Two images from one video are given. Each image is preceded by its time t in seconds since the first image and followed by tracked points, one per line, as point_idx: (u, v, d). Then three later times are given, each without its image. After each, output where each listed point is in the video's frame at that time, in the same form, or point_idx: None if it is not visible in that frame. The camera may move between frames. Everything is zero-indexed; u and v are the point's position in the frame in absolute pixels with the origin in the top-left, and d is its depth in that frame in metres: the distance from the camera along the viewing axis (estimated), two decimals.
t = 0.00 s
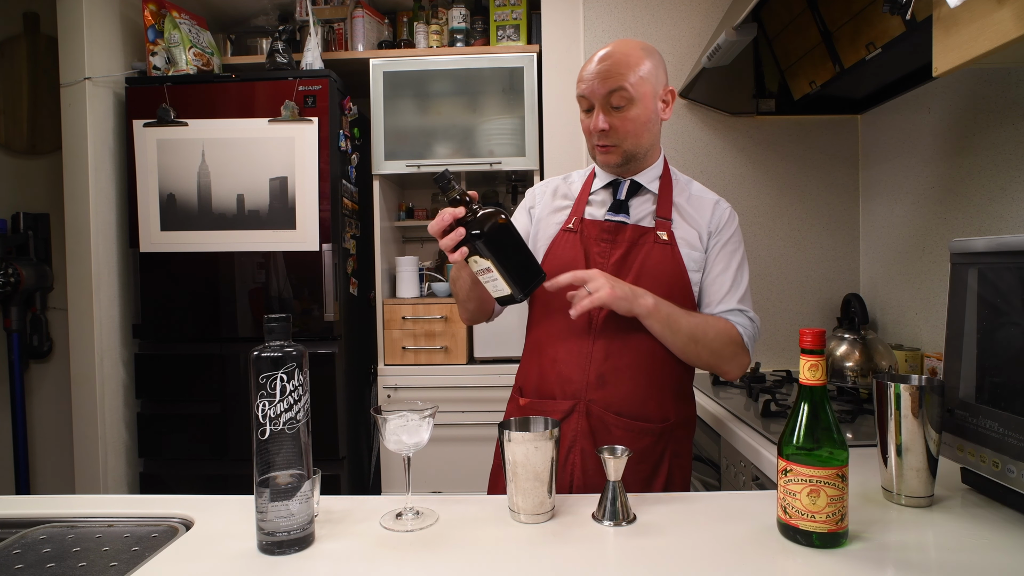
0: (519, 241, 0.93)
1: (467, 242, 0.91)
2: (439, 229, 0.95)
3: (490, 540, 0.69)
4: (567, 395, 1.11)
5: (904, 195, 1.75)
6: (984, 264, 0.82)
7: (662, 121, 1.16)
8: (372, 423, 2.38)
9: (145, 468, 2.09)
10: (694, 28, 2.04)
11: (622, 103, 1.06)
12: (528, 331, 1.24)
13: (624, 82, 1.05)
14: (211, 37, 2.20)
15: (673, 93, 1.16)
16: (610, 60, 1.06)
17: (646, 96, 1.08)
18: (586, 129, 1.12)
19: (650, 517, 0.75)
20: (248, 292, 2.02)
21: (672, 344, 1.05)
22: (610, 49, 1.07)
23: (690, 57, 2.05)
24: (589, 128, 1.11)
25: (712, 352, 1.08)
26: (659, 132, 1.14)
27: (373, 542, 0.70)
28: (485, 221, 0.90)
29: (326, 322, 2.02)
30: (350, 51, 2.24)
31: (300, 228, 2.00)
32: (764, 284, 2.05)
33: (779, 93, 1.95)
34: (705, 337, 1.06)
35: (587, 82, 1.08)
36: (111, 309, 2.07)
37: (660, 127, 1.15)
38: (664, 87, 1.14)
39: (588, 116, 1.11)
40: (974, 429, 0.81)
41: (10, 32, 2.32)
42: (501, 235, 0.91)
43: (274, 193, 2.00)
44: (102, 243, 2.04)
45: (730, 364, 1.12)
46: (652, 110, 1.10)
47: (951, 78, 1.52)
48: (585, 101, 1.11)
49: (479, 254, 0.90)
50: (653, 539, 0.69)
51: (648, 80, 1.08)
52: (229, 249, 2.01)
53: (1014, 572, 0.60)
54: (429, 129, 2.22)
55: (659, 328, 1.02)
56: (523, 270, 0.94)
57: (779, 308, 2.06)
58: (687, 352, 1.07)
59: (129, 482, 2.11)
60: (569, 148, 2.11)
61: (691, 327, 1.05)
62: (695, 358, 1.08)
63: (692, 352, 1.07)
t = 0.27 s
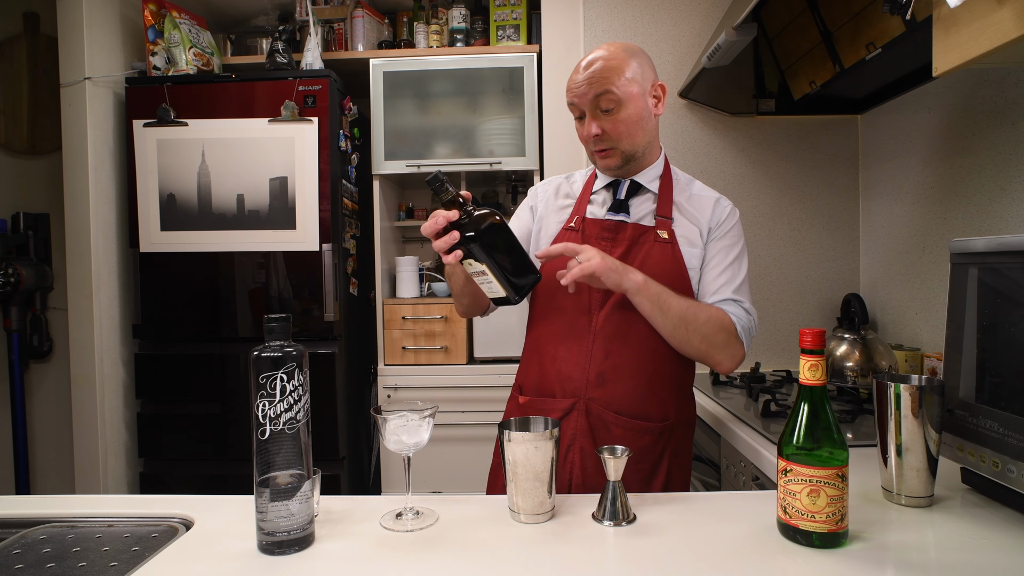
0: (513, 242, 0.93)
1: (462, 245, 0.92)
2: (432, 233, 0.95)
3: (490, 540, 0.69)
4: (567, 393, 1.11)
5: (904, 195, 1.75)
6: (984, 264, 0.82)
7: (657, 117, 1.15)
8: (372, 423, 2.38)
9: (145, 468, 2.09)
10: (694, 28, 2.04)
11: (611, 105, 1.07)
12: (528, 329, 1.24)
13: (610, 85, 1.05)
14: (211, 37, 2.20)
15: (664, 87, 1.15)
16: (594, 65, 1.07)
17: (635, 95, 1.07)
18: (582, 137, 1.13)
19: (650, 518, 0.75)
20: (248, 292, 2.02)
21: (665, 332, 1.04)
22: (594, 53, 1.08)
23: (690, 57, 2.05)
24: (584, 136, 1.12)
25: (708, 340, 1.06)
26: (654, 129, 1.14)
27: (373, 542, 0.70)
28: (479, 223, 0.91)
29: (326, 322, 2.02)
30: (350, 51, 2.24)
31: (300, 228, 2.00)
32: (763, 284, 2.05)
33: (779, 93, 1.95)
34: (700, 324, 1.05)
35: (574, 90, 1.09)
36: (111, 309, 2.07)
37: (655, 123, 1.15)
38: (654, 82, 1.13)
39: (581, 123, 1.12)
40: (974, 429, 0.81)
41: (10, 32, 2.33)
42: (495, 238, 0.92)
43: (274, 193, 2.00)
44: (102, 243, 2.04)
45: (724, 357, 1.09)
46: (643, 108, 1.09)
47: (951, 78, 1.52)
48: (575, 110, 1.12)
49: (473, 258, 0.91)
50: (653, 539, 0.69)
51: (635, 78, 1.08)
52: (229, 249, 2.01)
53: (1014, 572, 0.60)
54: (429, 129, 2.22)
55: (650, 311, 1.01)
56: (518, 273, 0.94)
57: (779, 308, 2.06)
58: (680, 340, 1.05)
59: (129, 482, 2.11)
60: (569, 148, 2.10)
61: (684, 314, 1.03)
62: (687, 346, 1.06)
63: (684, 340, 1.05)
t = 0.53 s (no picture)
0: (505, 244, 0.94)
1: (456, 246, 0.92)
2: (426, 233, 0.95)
3: (490, 540, 0.69)
4: (567, 392, 1.11)
5: (904, 195, 1.75)
6: (984, 264, 0.82)
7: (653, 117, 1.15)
8: (372, 423, 2.38)
9: (145, 468, 2.09)
10: (694, 28, 2.04)
11: (607, 107, 1.06)
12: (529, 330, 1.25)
13: (606, 87, 1.05)
14: (211, 37, 2.21)
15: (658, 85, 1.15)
16: (589, 68, 1.07)
17: (630, 95, 1.07)
18: (580, 140, 1.13)
19: (650, 518, 0.75)
20: (248, 292, 2.02)
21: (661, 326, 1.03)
22: (588, 55, 1.08)
23: (690, 58, 2.05)
24: (581, 139, 1.12)
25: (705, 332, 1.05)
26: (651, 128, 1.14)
27: (373, 542, 0.70)
28: (473, 224, 0.91)
29: (326, 322, 2.02)
30: (350, 51, 2.24)
31: (300, 228, 2.00)
32: (764, 284, 2.05)
33: (779, 93, 1.95)
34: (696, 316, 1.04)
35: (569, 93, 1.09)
36: (111, 309, 2.07)
37: (651, 122, 1.15)
38: (648, 81, 1.13)
39: (578, 126, 1.12)
40: (974, 429, 0.81)
41: (10, 32, 2.33)
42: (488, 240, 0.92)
43: (274, 193, 2.00)
44: (102, 243, 2.04)
45: (719, 349, 1.08)
46: (639, 107, 1.09)
47: (951, 78, 1.52)
48: (572, 113, 1.12)
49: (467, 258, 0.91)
50: (653, 539, 0.69)
51: (629, 77, 1.08)
52: (229, 249, 2.01)
53: (1013, 572, 0.60)
54: (429, 129, 2.22)
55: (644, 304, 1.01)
56: (512, 274, 0.96)
57: (779, 308, 2.06)
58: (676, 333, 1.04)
59: (129, 482, 2.11)
60: (569, 148, 2.10)
61: (681, 307, 1.03)
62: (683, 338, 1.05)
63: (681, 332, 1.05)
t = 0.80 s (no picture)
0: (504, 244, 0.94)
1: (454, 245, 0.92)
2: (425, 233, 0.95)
3: (491, 540, 0.69)
4: (567, 392, 1.12)
5: (904, 195, 1.75)
6: (984, 264, 0.82)
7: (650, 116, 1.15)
8: (372, 423, 2.38)
9: (144, 468, 2.09)
10: (694, 28, 2.04)
11: (605, 106, 1.07)
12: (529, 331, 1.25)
13: (603, 86, 1.06)
14: (211, 37, 2.21)
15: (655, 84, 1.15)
16: (586, 68, 1.08)
17: (627, 94, 1.08)
18: (579, 140, 1.14)
19: (650, 517, 0.75)
20: (248, 292, 2.02)
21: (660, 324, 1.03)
22: (585, 56, 1.08)
23: (690, 58, 2.05)
24: (580, 139, 1.12)
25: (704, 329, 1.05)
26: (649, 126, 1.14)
27: (373, 542, 0.70)
28: (472, 223, 0.92)
29: (326, 322, 2.02)
30: (350, 51, 2.24)
31: (300, 228, 2.00)
32: (764, 284, 2.05)
33: (779, 93, 1.95)
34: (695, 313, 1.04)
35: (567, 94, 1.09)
36: (111, 309, 2.07)
37: (649, 121, 1.15)
38: (646, 79, 1.13)
39: (576, 126, 1.13)
40: (974, 429, 0.81)
41: (10, 32, 2.33)
42: (487, 240, 0.93)
43: (274, 193, 2.00)
44: (102, 243, 2.04)
45: (719, 347, 1.07)
46: (636, 107, 1.10)
47: (951, 78, 1.52)
48: (570, 114, 1.12)
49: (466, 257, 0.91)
50: (654, 539, 0.69)
51: (627, 77, 1.08)
52: (229, 249, 2.01)
53: (1014, 572, 0.60)
54: (429, 129, 2.22)
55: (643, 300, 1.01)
56: (511, 276, 0.96)
57: (779, 308, 2.06)
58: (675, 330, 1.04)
59: (129, 482, 2.11)
60: (569, 148, 2.10)
61: (680, 304, 1.03)
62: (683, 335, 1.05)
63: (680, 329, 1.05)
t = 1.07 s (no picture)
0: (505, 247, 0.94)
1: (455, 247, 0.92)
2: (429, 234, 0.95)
3: (491, 540, 0.69)
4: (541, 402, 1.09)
5: (904, 195, 1.75)
6: (984, 264, 0.82)
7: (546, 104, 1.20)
8: (372, 423, 2.38)
9: (145, 468, 2.09)
10: (694, 28, 2.05)
11: (526, 73, 1.11)
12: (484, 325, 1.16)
13: (525, 52, 1.10)
14: (211, 37, 2.21)
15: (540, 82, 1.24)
16: (504, 32, 1.10)
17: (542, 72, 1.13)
18: (473, 123, 1.12)
19: (651, 518, 0.75)
20: (248, 292, 2.02)
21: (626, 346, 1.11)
22: (498, 24, 1.11)
23: (690, 57, 2.05)
24: (496, 97, 1.09)
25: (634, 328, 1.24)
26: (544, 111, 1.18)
27: (373, 542, 0.70)
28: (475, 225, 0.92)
29: (327, 322, 2.02)
30: (350, 51, 2.24)
31: (300, 228, 2.00)
32: (764, 284, 2.05)
33: (780, 93, 1.95)
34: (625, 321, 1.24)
35: (481, 49, 1.09)
36: (111, 309, 2.07)
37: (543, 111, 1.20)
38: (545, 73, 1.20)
39: (487, 88, 1.10)
40: (974, 429, 0.81)
41: (10, 32, 2.33)
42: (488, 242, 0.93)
43: (274, 193, 2.00)
44: (102, 243, 2.04)
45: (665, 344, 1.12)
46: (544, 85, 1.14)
47: (951, 78, 1.52)
48: (474, 73, 1.10)
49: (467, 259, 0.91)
50: (654, 538, 0.69)
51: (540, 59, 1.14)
52: (229, 249, 2.01)
53: (1014, 572, 0.60)
54: (429, 129, 2.22)
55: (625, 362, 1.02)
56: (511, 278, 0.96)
57: (779, 308, 2.06)
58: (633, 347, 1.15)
59: (129, 482, 2.11)
60: (569, 148, 2.10)
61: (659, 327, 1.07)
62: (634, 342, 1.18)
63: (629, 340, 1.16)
